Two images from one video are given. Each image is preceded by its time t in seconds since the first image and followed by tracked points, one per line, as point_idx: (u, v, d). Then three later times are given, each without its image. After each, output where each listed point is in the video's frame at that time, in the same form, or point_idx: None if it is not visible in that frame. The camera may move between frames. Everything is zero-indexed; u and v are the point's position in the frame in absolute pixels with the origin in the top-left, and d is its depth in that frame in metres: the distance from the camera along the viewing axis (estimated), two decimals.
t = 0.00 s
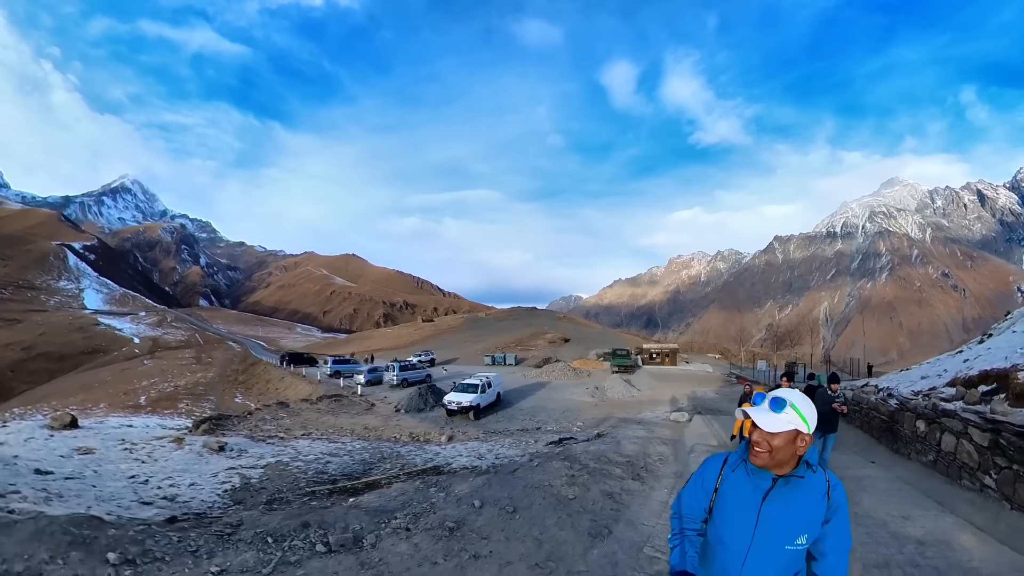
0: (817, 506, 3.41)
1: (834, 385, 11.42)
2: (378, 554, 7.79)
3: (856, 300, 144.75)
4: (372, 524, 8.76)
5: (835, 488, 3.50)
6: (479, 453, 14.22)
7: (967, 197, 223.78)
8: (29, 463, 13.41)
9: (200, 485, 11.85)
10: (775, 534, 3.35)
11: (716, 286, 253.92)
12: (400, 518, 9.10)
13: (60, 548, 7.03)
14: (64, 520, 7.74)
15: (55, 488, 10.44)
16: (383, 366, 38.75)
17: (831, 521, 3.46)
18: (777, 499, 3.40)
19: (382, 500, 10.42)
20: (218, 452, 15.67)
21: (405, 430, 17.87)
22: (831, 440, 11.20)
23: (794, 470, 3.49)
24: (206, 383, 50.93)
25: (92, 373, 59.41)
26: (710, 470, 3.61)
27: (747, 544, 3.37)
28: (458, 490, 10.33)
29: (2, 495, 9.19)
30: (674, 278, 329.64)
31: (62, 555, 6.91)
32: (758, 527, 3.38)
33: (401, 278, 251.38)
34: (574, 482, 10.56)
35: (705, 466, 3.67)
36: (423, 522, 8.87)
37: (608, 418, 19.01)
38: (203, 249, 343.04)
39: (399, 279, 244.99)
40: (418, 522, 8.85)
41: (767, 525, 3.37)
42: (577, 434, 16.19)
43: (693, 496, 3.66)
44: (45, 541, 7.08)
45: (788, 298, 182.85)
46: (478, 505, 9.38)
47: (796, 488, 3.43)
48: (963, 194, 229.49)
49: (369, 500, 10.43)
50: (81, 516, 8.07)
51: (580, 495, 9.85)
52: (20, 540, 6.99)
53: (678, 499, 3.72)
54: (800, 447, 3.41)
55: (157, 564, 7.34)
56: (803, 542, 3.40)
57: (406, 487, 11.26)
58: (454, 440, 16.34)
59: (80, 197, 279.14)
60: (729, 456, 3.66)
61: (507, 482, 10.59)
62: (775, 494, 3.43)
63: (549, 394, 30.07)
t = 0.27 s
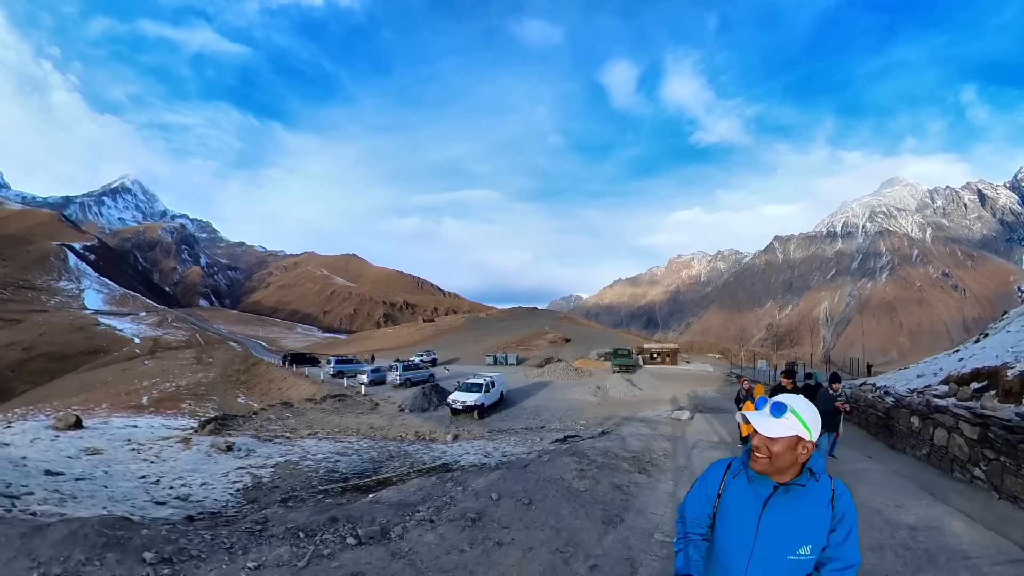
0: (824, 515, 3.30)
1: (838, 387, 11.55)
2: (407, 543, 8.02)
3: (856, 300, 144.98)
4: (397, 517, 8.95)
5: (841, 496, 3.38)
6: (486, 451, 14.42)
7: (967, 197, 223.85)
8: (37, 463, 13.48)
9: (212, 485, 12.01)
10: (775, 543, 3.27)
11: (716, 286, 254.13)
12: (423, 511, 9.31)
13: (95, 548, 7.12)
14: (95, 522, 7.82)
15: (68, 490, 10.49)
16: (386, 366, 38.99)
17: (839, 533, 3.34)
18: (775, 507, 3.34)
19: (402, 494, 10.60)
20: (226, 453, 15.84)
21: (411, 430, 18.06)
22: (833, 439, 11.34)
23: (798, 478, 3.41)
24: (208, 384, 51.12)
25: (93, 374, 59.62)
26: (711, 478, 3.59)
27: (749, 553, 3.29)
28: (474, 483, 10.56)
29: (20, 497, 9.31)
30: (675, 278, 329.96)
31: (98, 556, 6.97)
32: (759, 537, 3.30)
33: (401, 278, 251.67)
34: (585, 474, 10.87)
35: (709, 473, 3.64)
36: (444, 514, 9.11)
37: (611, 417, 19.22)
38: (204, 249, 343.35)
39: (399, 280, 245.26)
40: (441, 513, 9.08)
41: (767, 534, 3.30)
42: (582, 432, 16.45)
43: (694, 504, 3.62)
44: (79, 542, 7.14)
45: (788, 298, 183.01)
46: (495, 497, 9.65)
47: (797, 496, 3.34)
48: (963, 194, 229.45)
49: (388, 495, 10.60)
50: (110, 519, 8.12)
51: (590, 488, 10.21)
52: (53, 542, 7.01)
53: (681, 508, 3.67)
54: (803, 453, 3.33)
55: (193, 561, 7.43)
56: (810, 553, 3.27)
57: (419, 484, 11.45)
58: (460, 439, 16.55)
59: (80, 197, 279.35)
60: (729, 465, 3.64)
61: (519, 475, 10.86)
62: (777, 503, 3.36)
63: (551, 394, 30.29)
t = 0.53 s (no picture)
0: (818, 499, 3.56)
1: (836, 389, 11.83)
2: (439, 537, 8.43)
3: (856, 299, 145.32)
4: (425, 512, 9.32)
5: (837, 478, 3.65)
6: (493, 450, 14.74)
7: (967, 198, 224.17)
8: (45, 466, 13.62)
9: (227, 487, 12.31)
10: (777, 529, 3.49)
11: (716, 286, 254.46)
12: (449, 507, 9.67)
13: (144, 556, 7.28)
14: (137, 529, 7.96)
15: (86, 494, 10.66)
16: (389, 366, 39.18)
17: (834, 516, 3.60)
18: (775, 493, 3.56)
19: (423, 491, 10.90)
20: (235, 454, 16.10)
21: (417, 430, 18.39)
22: (832, 438, 11.63)
23: (792, 465, 3.65)
24: (210, 384, 51.33)
25: (94, 374, 59.79)
26: (710, 471, 3.76)
27: (753, 543, 3.50)
28: (492, 480, 10.88)
29: (43, 504, 9.55)
30: (674, 278, 330.25)
31: (147, 564, 7.16)
32: (762, 524, 3.50)
33: (400, 278, 251.80)
34: (595, 469, 11.29)
35: (707, 467, 3.81)
36: (468, 508, 9.50)
37: (613, 416, 19.56)
38: (204, 248, 343.29)
39: (399, 279, 245.37)
40: (466, 508, 9.47)
41: (770, 521, 3.51)
42: (587, 431, 16.83)
43: (694, 500, 3.78)
44: (125, 551, 7.29)
45: (788, 298, 183.15)
46: (515, 492, 10.04)
47: (794, 480, 3.60)
48: (963, 194, 229.72)
49: (410, 493, 10.90)
50: (150, 525, 8.31)
51: (601, 482, 10.63)
52: (101, 551, 7.17)
53: (681, 504, 3.83)
54: (798, 444, 3.57)
55: (239, 564, 7.65)
56: (808, 535, 3.54)
57: (435, 482, 11.76)
58: (466, 438, 16.90)
59: (80, 197, 279.11)
60: (726, 456, 3.82)
61: (532, 471, 11.23)
62: (776, 490, 3.57)
63: (553, 393, 30.61)
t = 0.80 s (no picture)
0: (805, 505, 3.61)
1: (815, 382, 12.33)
2: (450, 524, 8.77)
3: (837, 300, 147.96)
4: (434, 502, 9.65)
5: (824, 481, 3.76)
6: (485, 447, 15.01)
7: (946, 202, 228.83)
8: (34, 472, 13.54)
9: (223, 488, 12.44)
10: (767, 532, 3.52)
11: (700, 285, 257.25)
12: (456, 497, 9.97)
13: (172, 555, 7.34)
14: (161, 530, 7.98)
15: (82, 499, 10.70)
16: (377, 365, 39.26)
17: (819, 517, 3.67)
18: (770, 498, 3.55)
19: (427, 484, 11.18)
20: (227, 456, 16.15)
21: (408, 428, 18.59)
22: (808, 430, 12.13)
23: (786, 471, 3.64)
24: (194, 384, 50.85)
25: (74, 374, 58.83)
26: (701, 472, 3.65)
27: (743, 545, 3.50)
28: (492, 472, 11.15)
29: (41, 509, 9.58)
30: (659, 278, 333.04)
31: (177, 562, 7.23)
32: (753, 526, 3.51)
33: (386, 276, 250.68)
34: (588, 461, 11.68)
35: (698, 467, 3.69)
36: (473, 498, 9.81)
37: (600, 413, 19.98)
38: (186, 245, 338.25)
39: (384, 278, 244.14)
40: (471, 497, 9.80)
41: (762, 524, 3.51)
42: (575, 426, 17.25)
43: (682, 501, 3.66)
44: (153, 552, 7.33)
45: (770, 298, 185.83)
46: (515, 482, 10.39)
47: (789, 487, 3.62)
48: (941, 198, 234.74)
49: (415, 486, 11.17)
50: (173, 526, 8.35)
51: (594, 472, 11.04)
52: (128, 554, 7.18)
53: (667, 503, 3.72)
54: (791, 451, 3.52)
55: (266, 557, 7.81)
56: (796, 535, 3.61)
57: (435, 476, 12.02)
58: (457, 436, 17.19)
59: (58, 191, 273.37)
60: (720, 457, 3.73)
61: (528, 464, 11.55)
62: (770, 494, 3.56)
63: (541, 391, 30.97)
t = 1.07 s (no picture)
0: (798, 484, 3.67)
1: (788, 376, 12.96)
2: (455, 514, 9.07)
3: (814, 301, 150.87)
4: (437, 495, 9.95)
5: (811, 466, 3.82)
6: (474, 444, 15.31)
7: (921, 209, 234.48)
8: (20, 480, 13.44)
9: (219, 490, 12.53)
10: (763, 512, 3.56)
11: (682, 285, 260.23)
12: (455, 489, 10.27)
13: (199, 557, 7.38)
14: (182, 535, 7.97)
15: (75, 507, 10.70)
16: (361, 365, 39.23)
17: (809, 497, 3.74)
18: (766, 479, 3.61)
19: (425, 480, 11.43)
20: (216, 458, 16.20)
21: (396, 427, 18.81)
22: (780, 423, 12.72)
23: (780, 453, 3.71)
24: (173, 385, 50.15)
25: (48, 374, 57.56)
26: (696, 454, 3.71)
27: (741, 527, 3.53)
28: (487, 467, 11.45)
29: (36, 519, 9.55)
30: (642, 278, 335.84)
31: (204, 563, 7.29)
32: (750, 507, 3.55)
33: (369, 273, 248.98)
34: (576, 454, 12.08)
35: (693, 451, 3.74)
36: (472, 490, 10.14)
37: (584, 411, 20.39)
38: (163, 240, 331.87)
39: (367, 276, 242.41)
40: (471, 489, 10.12)
41: (758, 505, 3.56)
42: (561, 424, 17.69)
43: (677, 485, 3.71)
44: (179, 555, 7.34)
45: (750, 298, 188.71)
46: (510, 475, 10.73)
47: (783, 468, 3.66)
48: (916, 204, 240.61)
49: (413, 482, 11.41)
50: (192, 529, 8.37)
51: (583, 465, 11.43)
52: (155, 559, 7.15)
53: (661, 489, 3.76)
54: (795, 428, 3.58)
55: (289, 553, 7.97)
56: (790, 517, 3.66)
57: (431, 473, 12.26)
58: (445, 434, 17.47)
59: (31, 182, 265.99)
60: (717, 440, 3.79)
61: (519, 459, 11.89)
62: (764, 475, 3.62)
63: (526, 390, 31.32)
